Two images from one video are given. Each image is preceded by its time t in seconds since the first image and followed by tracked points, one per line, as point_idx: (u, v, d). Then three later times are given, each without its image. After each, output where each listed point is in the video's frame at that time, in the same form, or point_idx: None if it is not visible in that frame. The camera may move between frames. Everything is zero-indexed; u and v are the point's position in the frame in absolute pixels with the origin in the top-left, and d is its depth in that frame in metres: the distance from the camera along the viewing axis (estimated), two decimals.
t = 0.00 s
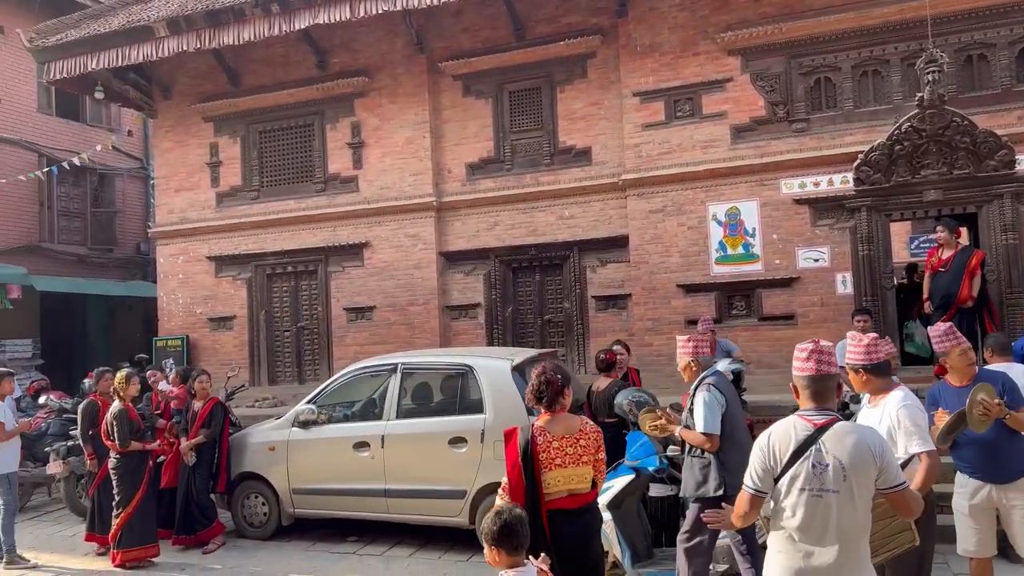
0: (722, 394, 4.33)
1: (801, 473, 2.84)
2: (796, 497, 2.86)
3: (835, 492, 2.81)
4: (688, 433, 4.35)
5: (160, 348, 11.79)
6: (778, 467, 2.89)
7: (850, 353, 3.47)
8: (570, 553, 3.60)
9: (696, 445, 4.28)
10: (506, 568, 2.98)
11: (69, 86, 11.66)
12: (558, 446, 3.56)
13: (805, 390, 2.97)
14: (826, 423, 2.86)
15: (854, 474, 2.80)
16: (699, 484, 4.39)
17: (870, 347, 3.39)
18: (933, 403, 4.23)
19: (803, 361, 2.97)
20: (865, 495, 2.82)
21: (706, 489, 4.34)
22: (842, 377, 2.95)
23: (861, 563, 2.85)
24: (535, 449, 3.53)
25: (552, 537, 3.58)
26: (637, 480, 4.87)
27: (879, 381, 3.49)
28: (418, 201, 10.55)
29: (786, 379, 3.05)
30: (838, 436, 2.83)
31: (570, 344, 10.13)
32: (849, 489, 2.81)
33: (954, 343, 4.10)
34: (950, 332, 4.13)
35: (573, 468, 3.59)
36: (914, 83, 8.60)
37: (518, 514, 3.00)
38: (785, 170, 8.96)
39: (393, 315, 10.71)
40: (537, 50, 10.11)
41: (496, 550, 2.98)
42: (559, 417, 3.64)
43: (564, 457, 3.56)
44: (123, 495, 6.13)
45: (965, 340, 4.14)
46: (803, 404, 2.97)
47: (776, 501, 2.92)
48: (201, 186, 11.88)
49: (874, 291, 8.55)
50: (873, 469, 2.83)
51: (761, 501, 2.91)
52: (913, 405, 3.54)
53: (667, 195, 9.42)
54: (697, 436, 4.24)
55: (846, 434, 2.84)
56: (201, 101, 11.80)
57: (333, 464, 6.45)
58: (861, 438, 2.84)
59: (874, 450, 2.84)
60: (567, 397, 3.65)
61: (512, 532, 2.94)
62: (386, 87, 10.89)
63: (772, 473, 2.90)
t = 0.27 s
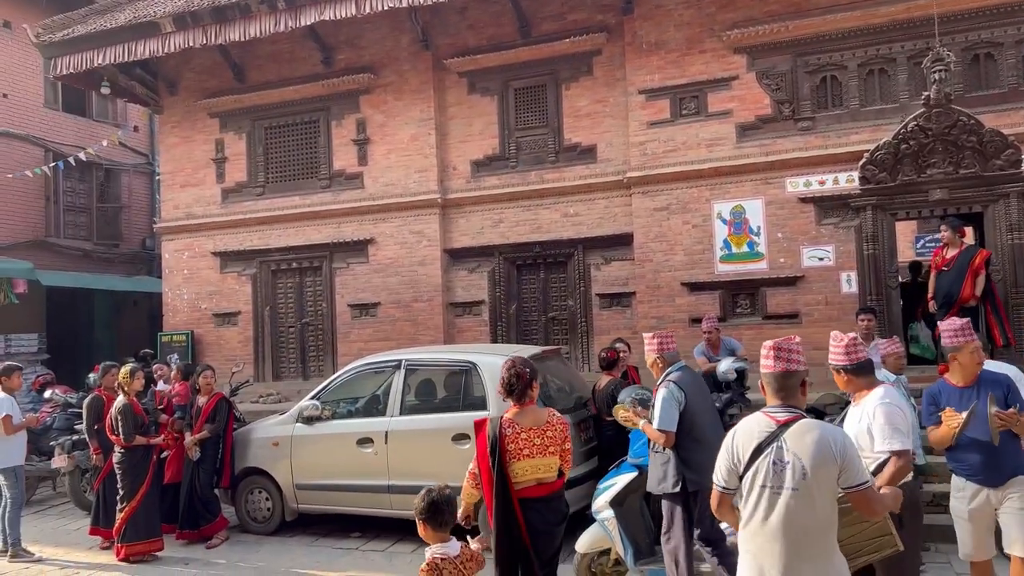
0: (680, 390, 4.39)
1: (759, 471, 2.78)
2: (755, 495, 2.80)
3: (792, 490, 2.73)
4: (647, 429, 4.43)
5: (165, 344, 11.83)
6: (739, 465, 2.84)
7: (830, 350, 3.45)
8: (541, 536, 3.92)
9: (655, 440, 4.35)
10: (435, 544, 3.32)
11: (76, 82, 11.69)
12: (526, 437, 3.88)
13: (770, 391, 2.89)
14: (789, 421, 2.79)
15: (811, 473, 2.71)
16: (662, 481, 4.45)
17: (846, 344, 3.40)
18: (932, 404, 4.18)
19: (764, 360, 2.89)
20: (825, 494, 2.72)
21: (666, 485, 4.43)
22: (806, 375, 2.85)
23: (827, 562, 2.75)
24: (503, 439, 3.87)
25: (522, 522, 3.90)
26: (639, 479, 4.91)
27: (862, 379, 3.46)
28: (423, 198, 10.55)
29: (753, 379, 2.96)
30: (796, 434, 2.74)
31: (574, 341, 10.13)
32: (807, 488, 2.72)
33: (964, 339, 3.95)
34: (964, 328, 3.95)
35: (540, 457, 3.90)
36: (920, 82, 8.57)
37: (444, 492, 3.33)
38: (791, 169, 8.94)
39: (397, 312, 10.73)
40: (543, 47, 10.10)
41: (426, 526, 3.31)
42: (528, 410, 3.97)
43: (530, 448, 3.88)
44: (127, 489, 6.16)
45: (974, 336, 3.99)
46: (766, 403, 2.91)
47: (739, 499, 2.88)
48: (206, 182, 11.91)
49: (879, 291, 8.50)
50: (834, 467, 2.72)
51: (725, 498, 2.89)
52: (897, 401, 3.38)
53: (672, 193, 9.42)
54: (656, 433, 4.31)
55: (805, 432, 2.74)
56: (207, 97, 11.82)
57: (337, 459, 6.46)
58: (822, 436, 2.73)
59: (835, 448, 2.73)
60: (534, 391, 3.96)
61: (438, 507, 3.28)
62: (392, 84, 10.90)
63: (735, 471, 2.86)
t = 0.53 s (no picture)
0: (653, 385, 4.51)
1: (729, 471, 2.81)
2: (728, 494, 2.83)
3: (761, 490, 2.73)
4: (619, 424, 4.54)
5: (161, 339, 11.81)
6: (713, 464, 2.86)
7: (810, 352, 3.52)
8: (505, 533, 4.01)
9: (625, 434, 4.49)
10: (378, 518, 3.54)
11: (73, 76, 11.66)
12: (499, 436, 3.94)
13: (743, 391, 2.89)
14: (758, 421, 2.78)
15: (776, 474, 2.70)
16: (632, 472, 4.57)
17: (823, 346, 3.48)
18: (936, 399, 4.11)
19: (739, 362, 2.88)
20: (795, 494, 2.70)
21: (635, 480, 4.52)
22: (779, 379, 2.84)
23: (799, 561, 2.74)
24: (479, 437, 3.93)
25: (488, 517, 3.98)
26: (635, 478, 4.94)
27: (837, 381, 3.54)
28: (421, 195, 10.55)
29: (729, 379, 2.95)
30: (766, 434, 2.73)
31: (571, 339, 10.14)
32: (774, 488, 2.71)
33: (982, 339, 3.85)
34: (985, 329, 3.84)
35: (511, 456, 3.97)
36: (918, 82, 8.58)
37: (394, 473, 3.53)
38: (789, 167, 8.95)
39: (394, 308, 10.72)
40: (541, 44, 10.09)
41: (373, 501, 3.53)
42: (503, 410, 4.02)
43: (501, 446, 3.94)
44: (123, 485, 6.16)
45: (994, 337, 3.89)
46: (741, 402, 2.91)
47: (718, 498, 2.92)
48: (204, 177, 11.89)
49: (875, 289, 8.53)
50: (802, 468, 2.68)
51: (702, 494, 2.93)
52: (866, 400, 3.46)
53: (670, 191, 9.42)
54: (624, 427, 4.45)
55: (772, 432, 2.73)
56: (204, 92, 11.80)
57: (333, 455, 6.47)
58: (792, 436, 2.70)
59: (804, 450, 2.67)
60: (510, 392, 4.02)
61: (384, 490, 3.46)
62: (390, 80, 10.88)
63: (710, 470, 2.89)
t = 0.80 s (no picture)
0: (623, 381, 4.63)
1: (682, 474, 2.84)
2: (683, 498, 2.86)
3: (708, 494, 2.75)
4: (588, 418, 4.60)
5: (151, 333, 11.76)
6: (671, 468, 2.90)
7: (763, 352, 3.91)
8: (466, 518, 3.97)
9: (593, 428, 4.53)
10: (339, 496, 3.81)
11: (63, 67, 11.58)
12: (466, 417, 3.96)
13: (701, 393, 2.89)
14: (706, 424, 2.82)
15: (721, 476, 2.71)
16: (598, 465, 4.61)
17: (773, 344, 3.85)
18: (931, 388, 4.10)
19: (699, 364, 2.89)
20: (740, 497, 2.69)
21: (602, 473, 4.54)
22: (734, 380, 2.83)
23: (755, 562, 2.72)
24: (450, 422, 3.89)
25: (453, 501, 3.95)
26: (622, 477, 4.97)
27: (786, 375, 3.91)
28: (412, 190, 10.53)
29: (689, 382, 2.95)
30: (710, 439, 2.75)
31: (562, 335, 10.15)
32: (720, 490, 2.72)
33: (989, 330, 3.85)
34: (994, 321, 3.85)
35: (476, 438, 4.00)
36: (909, 81, 8.61)
37: (355, 458, 3.79)
38: (779, 165, 8.97)
39: (385, 303, 10.71)
40: (534, 40, 10.08)
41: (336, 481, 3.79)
42: (467, 395, 4.06)
43: (465, 429, 3.95)
44: (110, 478, 6.13)
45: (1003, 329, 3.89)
46: (699, 404, 2.93)
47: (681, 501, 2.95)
48: (194, 170, 11.83)
49: (865, 287, 8.58)
50: (743, 472, 2.66)
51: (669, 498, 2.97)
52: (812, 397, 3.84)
53: (662, 188, 9.43)
54: (595, 419, 4.51)
55: (718, 434, 2.74)
56: (195, 85, 11.73)
57: (322, 450, 6.45)
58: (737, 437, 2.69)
59: (745, 451, 2.66)
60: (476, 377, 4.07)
61: (346, 468, 3.74)
62: (382, 74, 10.85)
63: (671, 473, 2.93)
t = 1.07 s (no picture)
0: (590, 371, 4.78)
1: (627, 468, 2.87)
2: (632, 494, 2.87)
3: (648, 487, 2.76)
4: (555, 408, 4.75)
5: (138, 327, 11.70)
6: (620, 462, 2.94)
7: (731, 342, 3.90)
8: (435, 511, 4.01)
9: (558, 417, 4.70)
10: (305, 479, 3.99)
11: (50, 60, 11.49)
12: (426, 413, 3.99)
13: (643, 388, 2.93)
14: (649, 417, 2.84)
15: (656, 470, 2.73)
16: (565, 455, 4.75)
17: (741, 337, 3.86)
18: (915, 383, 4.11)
19: (640, 357, 2.92)
20: (677, 489, 2.69)
21: (567, 461, 4.71)
22: (671, 371, 2.85)
23: (696, 556, 2.69)
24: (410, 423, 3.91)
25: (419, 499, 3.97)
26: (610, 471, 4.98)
27: (752, 369, 3.88)
28: (402, 185, 10.50)
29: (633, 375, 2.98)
30: (649, 432, 2.77)
31: (551, 331, 10.16)
32: (657, 483, 2.73)
33: (972, 325, 3.85)
34: (976, 316, 3.85)
35: (437, 434, 4.02)
36: (898, 80, 8.64)
37: (323, 443, 3.96)
38: (769, 162, 8.99)
39: (374, 298, 10.68)
40: (525, 35, 10.06)
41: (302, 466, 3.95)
42: (428, 392, 4.10)
43: (427, 426, 3.98)
44: (96, 472, 6.09)
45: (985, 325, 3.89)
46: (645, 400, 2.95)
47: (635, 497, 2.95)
48: (182, 164, 11.76)
49: (853, 284, 8.63)
50: (675, 462, 2.67)
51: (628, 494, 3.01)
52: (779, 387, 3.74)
53: (652, 184, 9.44)
54: (560, 409, 4.67)
55: (653, 429, 2.77)
56: (183, 78, 11.65)
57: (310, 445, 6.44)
58: (670, 432, 2.70)
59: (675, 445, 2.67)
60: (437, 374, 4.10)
61: (314, 454, 3.91)
62: (372, 69, 10.81)
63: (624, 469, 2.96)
